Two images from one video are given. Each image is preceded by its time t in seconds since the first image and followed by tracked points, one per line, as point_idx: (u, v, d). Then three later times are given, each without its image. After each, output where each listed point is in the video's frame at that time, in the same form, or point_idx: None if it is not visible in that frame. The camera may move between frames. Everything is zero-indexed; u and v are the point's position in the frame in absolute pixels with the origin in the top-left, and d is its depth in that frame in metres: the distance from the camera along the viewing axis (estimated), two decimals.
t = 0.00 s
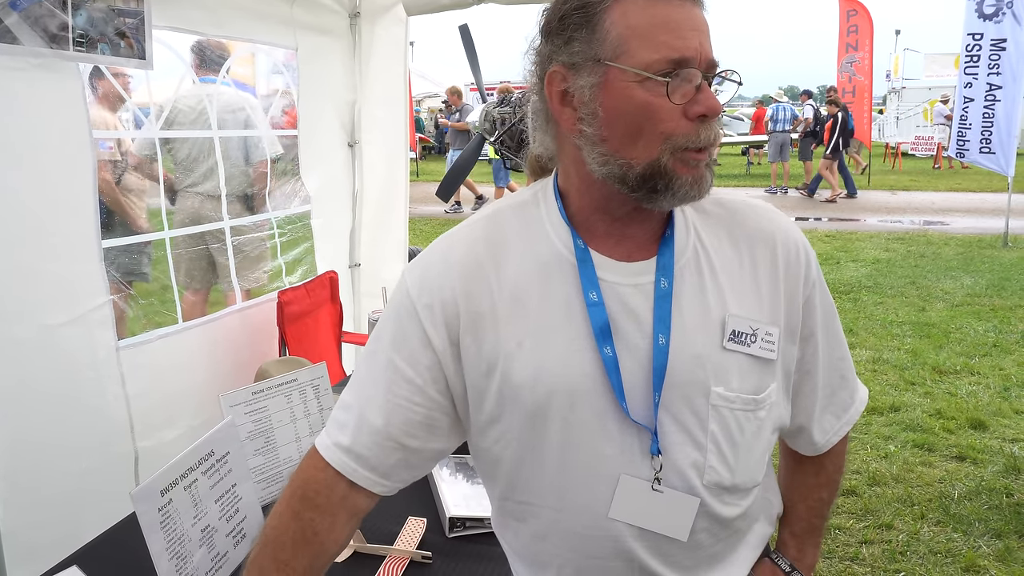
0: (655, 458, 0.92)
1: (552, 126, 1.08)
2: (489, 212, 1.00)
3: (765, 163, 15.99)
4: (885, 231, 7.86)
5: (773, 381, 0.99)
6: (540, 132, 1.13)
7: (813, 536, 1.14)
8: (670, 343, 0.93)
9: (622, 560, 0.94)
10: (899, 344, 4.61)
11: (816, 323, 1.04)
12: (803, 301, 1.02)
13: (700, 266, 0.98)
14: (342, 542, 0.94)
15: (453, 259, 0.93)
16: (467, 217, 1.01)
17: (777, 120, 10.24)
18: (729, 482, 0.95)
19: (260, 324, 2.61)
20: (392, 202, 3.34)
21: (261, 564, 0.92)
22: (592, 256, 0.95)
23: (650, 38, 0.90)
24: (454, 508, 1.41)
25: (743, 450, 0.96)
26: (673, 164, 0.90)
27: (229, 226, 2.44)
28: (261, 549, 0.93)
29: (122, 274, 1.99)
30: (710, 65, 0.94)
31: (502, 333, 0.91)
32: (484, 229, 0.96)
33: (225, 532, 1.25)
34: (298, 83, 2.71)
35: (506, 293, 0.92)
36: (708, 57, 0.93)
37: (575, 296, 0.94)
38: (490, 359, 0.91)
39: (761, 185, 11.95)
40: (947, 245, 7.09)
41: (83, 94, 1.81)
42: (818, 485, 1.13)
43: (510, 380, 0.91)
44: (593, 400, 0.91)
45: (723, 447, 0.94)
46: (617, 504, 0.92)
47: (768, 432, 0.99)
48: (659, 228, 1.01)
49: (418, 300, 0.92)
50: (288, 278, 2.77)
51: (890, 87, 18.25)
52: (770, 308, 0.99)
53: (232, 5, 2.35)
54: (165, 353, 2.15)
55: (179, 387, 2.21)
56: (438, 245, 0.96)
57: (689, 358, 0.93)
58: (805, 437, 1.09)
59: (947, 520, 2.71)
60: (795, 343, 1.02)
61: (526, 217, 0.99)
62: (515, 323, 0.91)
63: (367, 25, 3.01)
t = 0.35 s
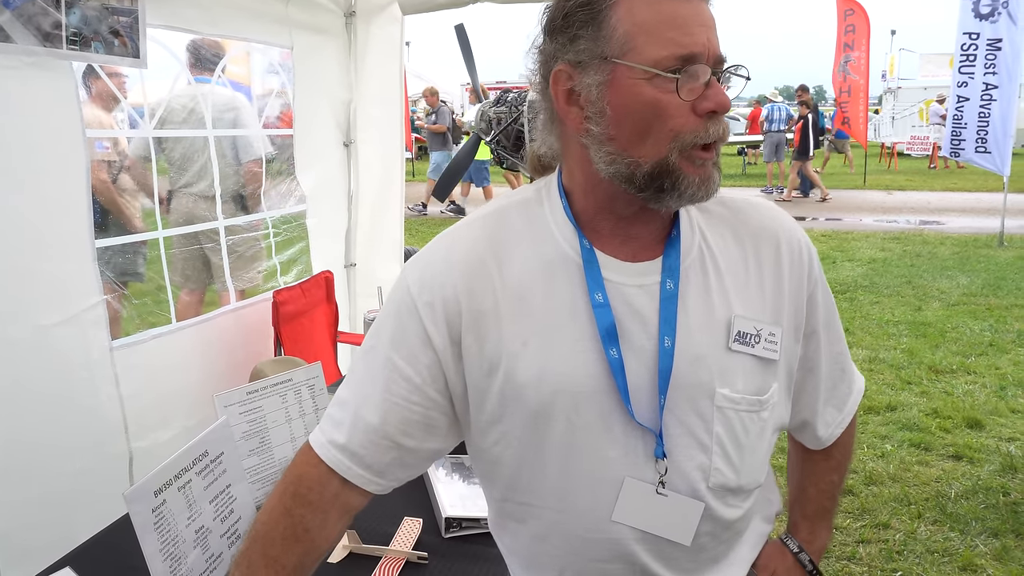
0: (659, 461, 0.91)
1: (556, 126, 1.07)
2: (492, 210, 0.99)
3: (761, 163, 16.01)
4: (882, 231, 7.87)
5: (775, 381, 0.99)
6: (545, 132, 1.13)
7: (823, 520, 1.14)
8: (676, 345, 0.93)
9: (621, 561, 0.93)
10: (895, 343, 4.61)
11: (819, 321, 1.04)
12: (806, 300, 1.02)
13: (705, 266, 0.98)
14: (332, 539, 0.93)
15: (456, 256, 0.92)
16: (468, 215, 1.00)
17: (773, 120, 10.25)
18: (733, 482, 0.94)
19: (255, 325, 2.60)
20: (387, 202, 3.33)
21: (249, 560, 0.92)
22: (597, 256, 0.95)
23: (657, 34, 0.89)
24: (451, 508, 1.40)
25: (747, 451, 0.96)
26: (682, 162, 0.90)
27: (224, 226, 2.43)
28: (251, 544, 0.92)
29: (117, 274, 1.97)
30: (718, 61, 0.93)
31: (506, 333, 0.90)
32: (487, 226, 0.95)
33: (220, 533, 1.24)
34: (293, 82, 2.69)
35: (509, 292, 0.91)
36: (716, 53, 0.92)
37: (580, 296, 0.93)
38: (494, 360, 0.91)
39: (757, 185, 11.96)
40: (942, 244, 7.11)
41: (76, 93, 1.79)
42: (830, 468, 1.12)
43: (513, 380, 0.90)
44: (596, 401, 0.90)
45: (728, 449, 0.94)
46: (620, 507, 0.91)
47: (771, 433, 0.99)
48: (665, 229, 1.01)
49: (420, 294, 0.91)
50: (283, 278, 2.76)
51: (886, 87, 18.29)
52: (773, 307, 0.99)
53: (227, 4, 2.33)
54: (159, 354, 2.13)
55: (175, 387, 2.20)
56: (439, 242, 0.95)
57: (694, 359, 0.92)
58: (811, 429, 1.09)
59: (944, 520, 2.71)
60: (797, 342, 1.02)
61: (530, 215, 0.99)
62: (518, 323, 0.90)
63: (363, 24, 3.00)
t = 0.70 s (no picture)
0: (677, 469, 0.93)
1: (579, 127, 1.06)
2: (510, 206, 0.98)
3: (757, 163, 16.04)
4: (878, 232, 7.89)
5: (781, 382, 1.03)
6: (566, 131, 1.11)
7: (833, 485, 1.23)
8: (694, 351, 0.95)
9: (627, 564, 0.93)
10: (891, 343, 4.63)
11: (814, 321, 1.11)
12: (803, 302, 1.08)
13: (720, 271, 1.01)
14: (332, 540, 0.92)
15: (476, 252, 0.91)
16: (485, 210, 0.99)
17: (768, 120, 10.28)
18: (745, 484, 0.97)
19: (252, 325, 2.60)
20: (383, 204, 3.31)
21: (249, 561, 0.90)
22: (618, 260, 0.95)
23: (694, 40, 0.89)
24: (450, 510, 1.40)
25: (760, 453, 0.99)
26: (716, 170, 0.90)
27: (220, 227, 2.42)
28: (250, 546, 0.91)
29: (113, 275, 1.97)
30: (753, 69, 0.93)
31: (526, 336, 0.90)
32: (503, 223, 0.94)
33: (219, 535, 1.23)
34: (290, 83, 2.69)
35: (529, 294, 0.91)
36: (750, 61, 0.93)
37: (602, 302, 0.94)
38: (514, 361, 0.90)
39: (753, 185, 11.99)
40: (938, 244, 7.13)
41: (73, 93, 1.78)
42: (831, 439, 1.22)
43: (532, 383, 0.90)
44: (614, 407, 0.91)
45: (742, 451, 0.96)
46: (637, 515, 0.92)
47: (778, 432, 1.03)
48: (681, 236, 1.02)
49: (437, 290, 0.89)
50: (280, 279, 2.75)
51: (881, 87, 18.33)
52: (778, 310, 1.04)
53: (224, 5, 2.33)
54: (156, 356, 2.13)
55: (171, 389, 2.19)
56: (453, 238, 0.93)
57: (710, 367, 0.95)
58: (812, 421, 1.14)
59: (940, 519, 2.72)
60: (799, 343, 1.07)
61: (549, 214, 0.98)
62: (537, 325, 0.90)
63: (360, 25, 3.00)
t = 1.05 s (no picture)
0: (710, 484, 0.96)
1: (605, 129, 1.04)
2: (530, 217, 0.97)
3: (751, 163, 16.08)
4: (872, 232, 7.92)
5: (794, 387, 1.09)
6: (583, 133, 1.10)
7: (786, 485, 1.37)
8: (727, 366, 0.98)
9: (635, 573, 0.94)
10: (885, 343, 4.65)
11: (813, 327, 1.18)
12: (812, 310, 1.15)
13: (747, 280, 1.05)
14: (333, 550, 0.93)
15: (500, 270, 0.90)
16: (503, 220, 0.97)
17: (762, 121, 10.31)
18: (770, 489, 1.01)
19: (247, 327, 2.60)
20: (379, 205, 3.31)
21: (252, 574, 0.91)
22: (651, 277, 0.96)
23: (734, 47, 0.88)
24: (447, 510, 1.40)
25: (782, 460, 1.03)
26: (748, 183, 0.90)
27: (215, 229, 2.42)
28: (248, 555, 0.91)
29: (108, 276, 1.96)
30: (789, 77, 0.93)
31: (562, 358, 0.90)
32: (525, 238, 0.93)
33: (217, 536, 1.23)
34: (285, 84, 2.69)
35: (560, 314, 0.91)
36: (785, 69, 0.93)
37: (638, 321, 0.95)
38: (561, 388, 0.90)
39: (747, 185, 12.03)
40: (932, 245, 7.16)
41: (68, 95, 1.78)
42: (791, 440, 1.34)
43: (572, 409, 0.90)
44: (652, 428, 0.92)
45: (768, 460, 1.00)
46: (681, 535, 0.95)
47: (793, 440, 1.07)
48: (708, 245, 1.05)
49: (473, 309, 0.88)
50: (275, 281, 2.75)
51: (874, 88, 18.39)
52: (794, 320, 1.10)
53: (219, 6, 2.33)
54: (152, 358, 2.13)
55: (167, 391, 2.19)
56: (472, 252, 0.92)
57: (742, 380, 0.98)
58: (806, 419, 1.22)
59: (935, 519, 2.74)
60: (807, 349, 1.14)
61: (570, 226, 0.98)
62: (569, 348, 0.90)
63: (355, 27, 3.00)
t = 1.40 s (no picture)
0: (702, 499, 0.97)
1: (597, 149, 1.04)
2: (521, 237, 0.96)
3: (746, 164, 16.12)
4: (867, 231, 7.95)
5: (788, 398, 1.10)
6: (575, 150, 1.09)
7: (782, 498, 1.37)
8: (717, 383, 0.98)
9: None
10: (880, 343, 4.66)
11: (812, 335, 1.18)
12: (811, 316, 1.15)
13: (739, 295, 1.05)
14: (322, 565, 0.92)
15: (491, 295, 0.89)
16: (496, 241, 0.96)
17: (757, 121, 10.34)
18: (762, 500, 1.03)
19: (243, 327, 2.60)
20: (375, 205, 3.31)
21: None
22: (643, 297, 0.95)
23: (724, 67, 0.87)
24: (442, 509, 1.40)
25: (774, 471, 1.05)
26: (741, 203, 0.89)
27: (210, 228, 2.42)
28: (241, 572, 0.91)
29: (103, 276, 1.96)
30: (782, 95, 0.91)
31: (551, 378, 0.90)
32: (516, 261, 0.93)
33: (211, 536, 1.24)
34: (280, 84, 2.69)
35: (551, 336, 0.90)
36: (780, 85, 0.91)
37: (629, 340, 0.94)
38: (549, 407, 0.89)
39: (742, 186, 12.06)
40: (926, 244, 7.19)
41: (62, 95, 1.77)
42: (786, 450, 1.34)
43: (562, 430, 0.89)
44: (642, 447, 0.92)
45: (759, 472, 1.02)
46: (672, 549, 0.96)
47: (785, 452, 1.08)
48: (702, 261, 1.04)
49: (463, 335, 0.87)
50: (270, 281, 2.76)
51: (869, 88, 18.46)
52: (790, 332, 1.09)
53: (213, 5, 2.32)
54: (147, 357, 2.12)
55: (162, 390, 2.18)
56: (465, 277, 0.92)
57: (734, 396, 0.99)
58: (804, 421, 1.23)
59: (929, 517, 2.75)
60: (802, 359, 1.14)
61: (562, 246, 0.96)
62: (560, 370, 0.90)
63: (350, 26, 3.00)
